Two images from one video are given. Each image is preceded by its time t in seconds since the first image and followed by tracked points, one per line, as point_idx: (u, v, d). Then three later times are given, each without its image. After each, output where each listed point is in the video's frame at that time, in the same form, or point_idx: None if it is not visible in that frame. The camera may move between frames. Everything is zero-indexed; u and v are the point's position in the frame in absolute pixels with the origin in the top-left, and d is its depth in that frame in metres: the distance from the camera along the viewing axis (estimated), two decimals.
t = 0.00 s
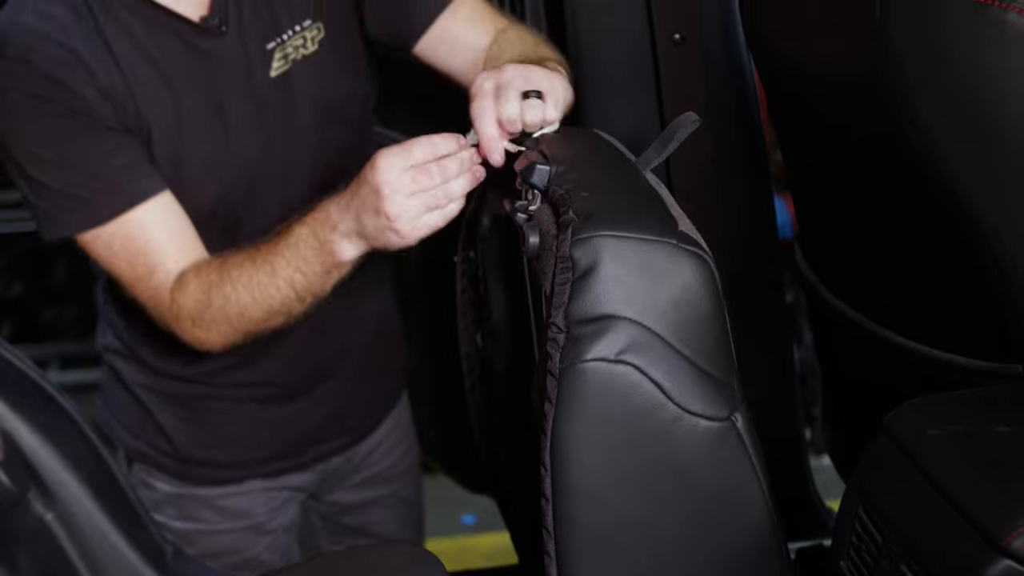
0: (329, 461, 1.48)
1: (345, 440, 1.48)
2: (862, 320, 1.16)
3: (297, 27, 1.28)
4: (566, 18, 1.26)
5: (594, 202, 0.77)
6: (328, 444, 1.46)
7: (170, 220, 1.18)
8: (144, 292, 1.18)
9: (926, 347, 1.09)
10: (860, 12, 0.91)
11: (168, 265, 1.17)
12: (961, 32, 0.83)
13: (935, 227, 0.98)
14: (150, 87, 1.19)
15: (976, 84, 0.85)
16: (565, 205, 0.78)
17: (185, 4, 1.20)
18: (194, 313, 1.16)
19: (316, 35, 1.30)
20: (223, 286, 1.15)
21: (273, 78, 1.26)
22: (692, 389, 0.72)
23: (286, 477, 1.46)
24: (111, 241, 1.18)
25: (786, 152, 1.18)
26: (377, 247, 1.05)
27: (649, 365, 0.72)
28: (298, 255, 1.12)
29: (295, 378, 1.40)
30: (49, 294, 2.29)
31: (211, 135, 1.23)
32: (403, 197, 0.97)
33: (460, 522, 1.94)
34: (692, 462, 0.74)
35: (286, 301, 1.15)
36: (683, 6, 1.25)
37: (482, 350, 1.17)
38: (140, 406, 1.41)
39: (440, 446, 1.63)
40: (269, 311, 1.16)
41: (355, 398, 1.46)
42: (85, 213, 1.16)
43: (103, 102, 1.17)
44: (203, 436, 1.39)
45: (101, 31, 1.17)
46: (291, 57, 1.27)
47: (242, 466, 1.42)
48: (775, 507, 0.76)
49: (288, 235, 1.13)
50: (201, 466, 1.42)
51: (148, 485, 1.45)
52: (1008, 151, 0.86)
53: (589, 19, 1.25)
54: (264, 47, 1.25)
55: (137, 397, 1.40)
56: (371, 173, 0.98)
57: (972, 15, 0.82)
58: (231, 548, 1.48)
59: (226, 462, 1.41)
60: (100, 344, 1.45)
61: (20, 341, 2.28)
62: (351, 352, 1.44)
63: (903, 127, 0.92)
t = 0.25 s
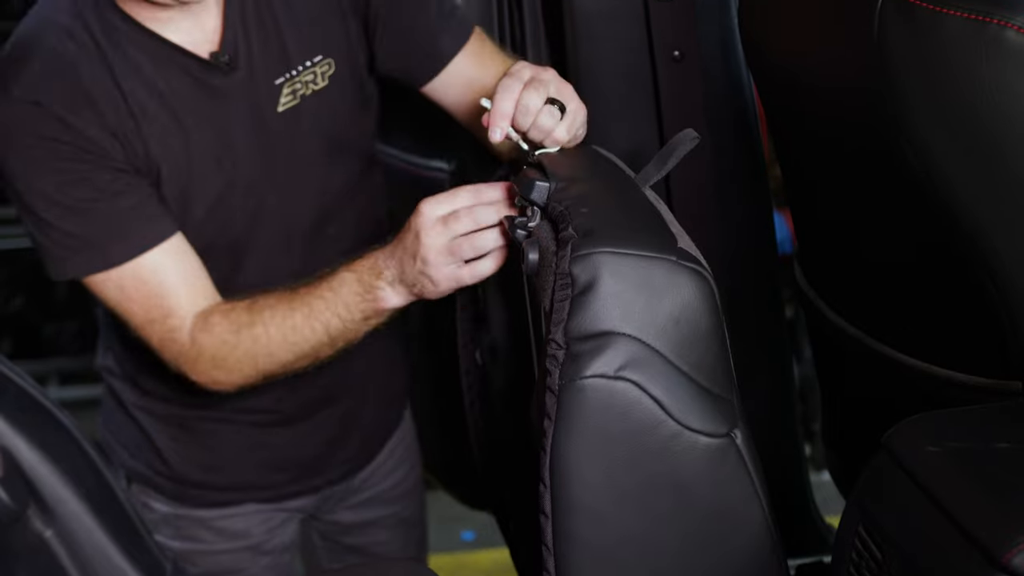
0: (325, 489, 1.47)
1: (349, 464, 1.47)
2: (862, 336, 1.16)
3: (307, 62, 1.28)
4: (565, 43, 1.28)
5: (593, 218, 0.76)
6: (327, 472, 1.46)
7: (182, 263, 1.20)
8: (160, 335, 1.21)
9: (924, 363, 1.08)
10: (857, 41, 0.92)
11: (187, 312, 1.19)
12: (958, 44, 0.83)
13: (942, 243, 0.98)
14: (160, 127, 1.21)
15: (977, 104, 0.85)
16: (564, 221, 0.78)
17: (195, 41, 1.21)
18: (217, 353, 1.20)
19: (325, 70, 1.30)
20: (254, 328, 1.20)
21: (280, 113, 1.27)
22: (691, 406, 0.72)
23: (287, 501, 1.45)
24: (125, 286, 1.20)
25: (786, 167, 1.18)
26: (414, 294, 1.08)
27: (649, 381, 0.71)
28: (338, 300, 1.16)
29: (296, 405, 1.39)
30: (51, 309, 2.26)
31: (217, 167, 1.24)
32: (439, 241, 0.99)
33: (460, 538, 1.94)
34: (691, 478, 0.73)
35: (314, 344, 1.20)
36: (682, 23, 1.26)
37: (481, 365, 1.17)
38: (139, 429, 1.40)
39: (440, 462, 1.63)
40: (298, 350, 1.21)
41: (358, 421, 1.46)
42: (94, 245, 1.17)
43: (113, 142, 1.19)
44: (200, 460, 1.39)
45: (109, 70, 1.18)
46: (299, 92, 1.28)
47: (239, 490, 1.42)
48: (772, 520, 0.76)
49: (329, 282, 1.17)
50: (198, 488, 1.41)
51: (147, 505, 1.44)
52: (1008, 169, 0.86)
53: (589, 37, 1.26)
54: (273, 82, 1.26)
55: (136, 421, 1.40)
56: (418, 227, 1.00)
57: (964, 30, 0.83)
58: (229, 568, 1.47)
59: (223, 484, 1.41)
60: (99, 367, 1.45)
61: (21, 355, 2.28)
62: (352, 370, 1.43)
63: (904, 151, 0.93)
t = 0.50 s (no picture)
0: (326, 499, 1.46)
1: (351, 474, 1.46)
2: (862, 348, 1.16)
3: (310, 69, 1.28)
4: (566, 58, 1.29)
5: (593, 231, 0.76)
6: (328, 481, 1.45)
7: (183, 259, 1.18)
8: (165, 332, 1.18)
9: (924, 375, 1.09)
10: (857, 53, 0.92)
11: (193, 304, 1.17)
12: (956, 58, 0.84)
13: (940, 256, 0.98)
14: (161, 132, 1.20)
15: (976, 117, 0.85)
16: (565, 233, 0.78)
17: (197, 48, 1.22)
18: (224, 348, 1.18)
19: (328, 78, 1.30)
20: (264, 318, 1.17)
21: (282, 120, 1.27)
22: (692, 418, 0.72)
23: (287, 511, 1.44)
24: (127, 282, 1.18)
25: (785, 179, 1.18)
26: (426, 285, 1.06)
27: (650, 394, 0.71)
28: (348, 291, 1.14)
29: (296, 414, 1.39)
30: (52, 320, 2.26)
31: (217, 173, 1.24)
32: (452, 228, 0.98)
33: (460, 550, 1.93)
34: (692, 490, 0.74)
35: (327, 338, 1.17)
36: (682, 36, 1.26)
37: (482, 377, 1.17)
38: (143, 439, 1.40)
39: (440, 473, 1.63)
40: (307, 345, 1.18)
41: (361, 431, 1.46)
42: (94, 245, 1.16)
43: (112, 144, 1.18)
44: (202, 469, 1.39)
45: (109, 76, 1.18)
46: (302, 99, 1.28)
47: (242, 500, 1.41)
48: (773, 533, 0.76)
49: (343, 274, 1.15)
50: (201, 498, 1.40)
51: (149, 515, 1.44)
52: (1008, 183, 0.87)
53: (590, 48, 1.27)
54: (274, 89, 1.26)
55: (140, 430, 1.40)
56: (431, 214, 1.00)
57: (962, 43, 0.84)
58: None
59: (225, 495, 1.40)
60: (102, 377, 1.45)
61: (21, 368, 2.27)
62: (353, 381, 1.43)
63: (905, 163, 0.93)
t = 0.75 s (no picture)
0: (327, 504, 1.45)
1: (352, 482, 1.46)
2: (862, 355, 1.16)
3: (307, 66, 1.27)
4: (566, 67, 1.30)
5: (591, 238, 0.76)
6: (327, 486, 1.43)
7: (165, 266, 1.17)
8: (135, 336, 1.18)
9: (924, 382, 1.09)
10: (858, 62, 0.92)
11: (163, 312, 1.16)
12: (956, 67, 0.84)
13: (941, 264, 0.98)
14: (154, 129, 1.19)
15: (976, 126, 0.86)
16: (563, 241, 0.78)
17: (194, 43, 1.20)
18: (185, 360, 1.16)
19: (326, 74, 1.29)
20: (221, 332, 1.15)
21: (280, 117, 1.25)
22: (690, 426, 0.72)
23: (287, 517, 1.43)
24: (104, 283, 1.17)
25: (785, 187, 1.18)
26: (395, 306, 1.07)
27: (648, 401, 0.71)
28: (305, 313, 1.13)
29: (293, 417, 1.38)
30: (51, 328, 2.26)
31: (213, 171, 1.22)
32: (422, 251, 1.00)
33: (459, 557, 1.93)
34: (689, 497, 0.73)
35: (282, 356, 1.17)
36: (682, 44, 1.25)
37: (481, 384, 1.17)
38: (143, 446, 1.39)
39: (439, 480, 1.62)
40: (265, 359, 1.17)
41: (358, 435, 1.45)
42: (85, 242, 1.15)
43: (105, 141, 1.16)
44: (203, 474, 1.37)
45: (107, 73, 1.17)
46: (300, 96, 1.26)
47: (243, 503, 1.39)
48: (771, 539, 0.76)
49: (296, 293, 1.14)
50: (203, 503, 1.38)
51: (148, 522, 1.42)
52: (1008, 192, 0.87)
53: (590, 55, 1.28)
54: (273, 86, 1.25)
55: (140, 438, 1.39)
56: (394, 239, 1.01)
57: (962, 52, 0.84)
58: None
59: (226, 500, 1.39)
60: (101, 383, 1.44)
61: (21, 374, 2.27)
62: (351, 386, 1.42)
63: (904, 172, 0.93)
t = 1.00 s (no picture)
0: (325, 510, 1.44)
1: (350, 486, 1.45)
2: (861, 363, 1.16)
3: (302, 65, 1.27)
4: (566, 75, 1.30)
5: (592, 247, 0.76)
6: (325, 491, 1.42)
7: (163, 254, 1.16)
8: (133, 323, 1.17)
9: (924, 390, 1.09)
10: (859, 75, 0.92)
11: (161, 299, 1.16)
12: (956, 75, 0.84)
13: (943, 272, 0.98)
14: (152, 121, 1.18)
15: (977, 135, 0.85)
16: (564, 249, 0.78)
17: (193, 38, 1.20)
18: (180, 346, 1.15)
19: (321, 74, 1.29)
20: (210, 318, 1.14)
21: (275, 114, 1.25)
22: (691, 434, 0.72)
23: (284, 521, 1.42)
24: (102, 270, 1.16)
25: (785, 195, 1.18)
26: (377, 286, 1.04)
27: (649, 409, 0.71)
28: (291, 297, 1.11)
29: (290, 417, 1.36)
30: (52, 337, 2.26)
31: (209, 166, 1.21)
32: (393, 228, 0.97)
33: (459, 564, 1.94)
34: (690, 506, 0.73)
35: (274, 341, 1.15)
36: (682, 51, 1.25)
37: (480, 392, 1.17)
38: (139, 450, 1.37)
39: (438, 486, 1.62)
40: (257, 345, 1.15)
41: (357, 443, 1.44)
42: (82, 236, 1.14)
43: (104, 130, 1.16)
44: (199, 479, 1.36)
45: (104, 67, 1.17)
46: (295, 95, 1.26)
47: (240, 508, 1.38)
48: (772, 548, 0.76)
49: (282, 277, 1.12)
50: (200, 508, 1.37)
51: (145, 528, 1.41)
52: (1008, 199, 0.86)
53: (590, 64, 1.27)
54: (269, 85, 1.25)
55: (136, 443, 1.37)
56: (364, 217, 0.97)
57: (962, 60, 0.84)
58: None
59: (223, 505, 1.38)
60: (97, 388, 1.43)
61: (22, 382, 2.27)
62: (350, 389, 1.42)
63: (904, 181, 0.93)
